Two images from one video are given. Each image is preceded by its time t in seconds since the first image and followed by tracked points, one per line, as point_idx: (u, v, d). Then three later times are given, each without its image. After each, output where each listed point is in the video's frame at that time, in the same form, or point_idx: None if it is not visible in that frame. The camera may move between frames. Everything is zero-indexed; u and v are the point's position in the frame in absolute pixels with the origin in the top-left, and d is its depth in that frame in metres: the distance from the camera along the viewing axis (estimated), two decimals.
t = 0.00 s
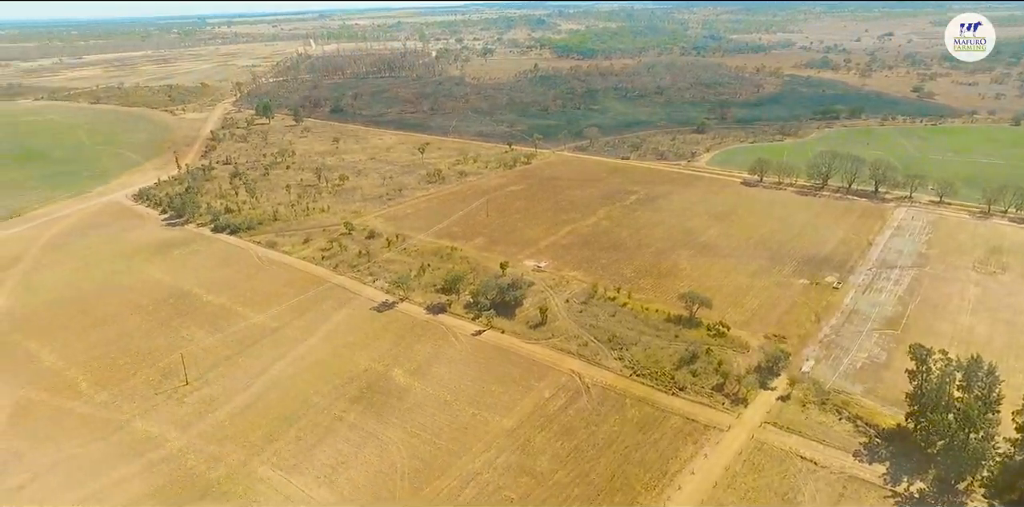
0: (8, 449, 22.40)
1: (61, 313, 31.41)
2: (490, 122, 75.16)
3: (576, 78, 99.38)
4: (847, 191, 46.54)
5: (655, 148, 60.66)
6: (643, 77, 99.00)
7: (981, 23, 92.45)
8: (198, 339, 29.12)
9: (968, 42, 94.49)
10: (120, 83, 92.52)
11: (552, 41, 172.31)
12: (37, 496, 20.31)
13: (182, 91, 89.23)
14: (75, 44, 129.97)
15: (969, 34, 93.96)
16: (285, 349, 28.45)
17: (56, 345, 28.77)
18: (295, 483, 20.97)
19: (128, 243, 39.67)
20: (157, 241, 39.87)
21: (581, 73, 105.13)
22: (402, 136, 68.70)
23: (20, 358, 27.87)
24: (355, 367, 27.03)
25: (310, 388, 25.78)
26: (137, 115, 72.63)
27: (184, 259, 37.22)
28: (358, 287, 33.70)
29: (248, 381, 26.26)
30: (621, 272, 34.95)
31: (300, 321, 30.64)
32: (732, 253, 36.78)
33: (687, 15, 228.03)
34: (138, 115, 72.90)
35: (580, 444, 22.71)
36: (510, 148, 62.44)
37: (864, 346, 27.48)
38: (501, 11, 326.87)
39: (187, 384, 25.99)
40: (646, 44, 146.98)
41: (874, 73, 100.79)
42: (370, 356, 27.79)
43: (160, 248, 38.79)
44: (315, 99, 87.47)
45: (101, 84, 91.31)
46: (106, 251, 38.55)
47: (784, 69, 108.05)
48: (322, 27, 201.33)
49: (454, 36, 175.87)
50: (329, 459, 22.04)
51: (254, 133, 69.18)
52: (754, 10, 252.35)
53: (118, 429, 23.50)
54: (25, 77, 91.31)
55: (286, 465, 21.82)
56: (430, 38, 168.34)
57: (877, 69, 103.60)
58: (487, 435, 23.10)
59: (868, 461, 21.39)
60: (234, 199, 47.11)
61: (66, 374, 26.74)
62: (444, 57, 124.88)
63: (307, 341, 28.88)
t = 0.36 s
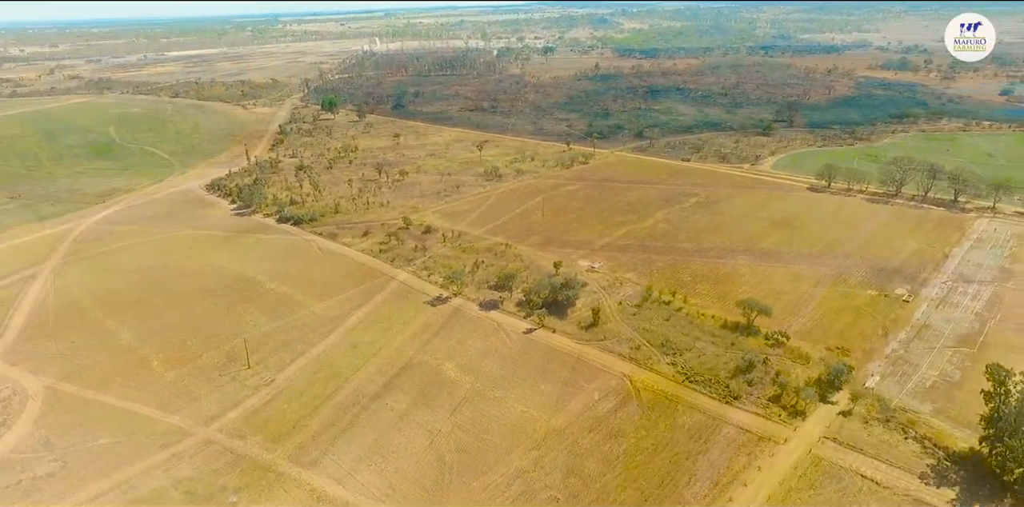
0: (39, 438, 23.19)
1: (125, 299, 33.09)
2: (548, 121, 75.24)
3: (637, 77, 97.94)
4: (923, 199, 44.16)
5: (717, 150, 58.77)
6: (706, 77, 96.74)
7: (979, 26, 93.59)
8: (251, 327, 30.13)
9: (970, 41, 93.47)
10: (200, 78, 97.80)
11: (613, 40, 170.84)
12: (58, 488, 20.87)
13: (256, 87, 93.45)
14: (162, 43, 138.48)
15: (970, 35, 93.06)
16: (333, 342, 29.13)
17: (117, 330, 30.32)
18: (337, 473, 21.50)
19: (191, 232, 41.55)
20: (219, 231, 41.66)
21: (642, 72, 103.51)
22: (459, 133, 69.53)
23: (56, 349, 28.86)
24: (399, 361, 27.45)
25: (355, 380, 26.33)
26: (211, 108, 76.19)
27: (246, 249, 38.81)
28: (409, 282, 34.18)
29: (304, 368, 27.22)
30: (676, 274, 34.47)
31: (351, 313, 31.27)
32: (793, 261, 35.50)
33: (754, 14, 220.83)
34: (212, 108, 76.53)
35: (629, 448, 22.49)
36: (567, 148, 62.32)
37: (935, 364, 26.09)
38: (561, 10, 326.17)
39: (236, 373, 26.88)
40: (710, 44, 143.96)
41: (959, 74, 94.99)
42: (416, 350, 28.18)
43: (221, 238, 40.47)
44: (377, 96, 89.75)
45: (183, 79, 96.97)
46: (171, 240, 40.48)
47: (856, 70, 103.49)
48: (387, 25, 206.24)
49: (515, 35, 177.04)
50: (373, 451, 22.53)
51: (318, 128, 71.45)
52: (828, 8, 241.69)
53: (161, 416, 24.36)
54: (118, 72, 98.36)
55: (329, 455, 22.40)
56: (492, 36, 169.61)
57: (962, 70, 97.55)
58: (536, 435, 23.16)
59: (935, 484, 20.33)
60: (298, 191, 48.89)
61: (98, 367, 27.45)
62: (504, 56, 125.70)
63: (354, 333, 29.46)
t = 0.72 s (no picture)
0: (63, 430, 26.95)
1: (161, 300, 37.20)
2: (591, 125, 76.58)
3: (680, 87, 99.61)
4: (991, 209, 42.89)
5: (768, 158, 58.67)
6: (753, 88, 96.77)
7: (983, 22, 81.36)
8: (276, 336, 34.36)
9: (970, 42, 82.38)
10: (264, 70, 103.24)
11: (665, 42, 170.51)
12: (79, 481, 24.19)
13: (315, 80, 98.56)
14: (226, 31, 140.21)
15: (968, 34, 81.88)
16: (354, 345, 33.50)
17: (154, 330, 34.50)
18: (349, 467, 24.26)
19: (234, 235, 45.50)
20: (258, 235, 45.67)
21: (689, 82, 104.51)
22: (504, 135, 71.50)
23: (83, 347, 32.70)
24: (409, 366, 30.73)
25: (370, 382, 29.88)
26: (270, 101, 81.10)
27: (291, 250, 43.30)
28: (422, 296, 37.89)
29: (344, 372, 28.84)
30: (726, 282, 34.69)
31: (365, 325, 35.20)
32: (825, 266, 35.75)
33: None
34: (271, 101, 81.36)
35: (652, 447, 22.88)
36: (609, 151, 63.50)
37: (1000, 381, 25.09)
38: None
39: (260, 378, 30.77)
40: (761, 50, 142.69)
41: None
42: (425, 356, 31.44)
43: (262, 244, 44.34)
44: (426, 99, 93.27)
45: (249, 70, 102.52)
46: (214, 242, 44.44)
47: (910, 76, 101.33)
48: None
49: (567, 35, 178.71)
50: (385, 446, 25.20)
51: (370, 125, 77.08)
52: None
53: (184, 410, 28.51)
54: (190, 62, 104.04)
55: (342, 451, 25.39)
56: (544, 36, 171.28)
57: None
58: (561, 434, 24.21)
59: None
60: (348, 186, 54.64)
61: (121, 364, 31.62)
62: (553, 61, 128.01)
63: (369, 339, 33.72)
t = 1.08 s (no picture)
0: (95, 420, 26.79)
1: (188, 293, 37.50)
2: (617, 134, 80.53)
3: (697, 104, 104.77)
4: None
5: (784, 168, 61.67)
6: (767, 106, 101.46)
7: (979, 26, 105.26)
8: (304, 327, 34.56)
9: (971, 42, 105.23)
10: (299, 82, 108.49)
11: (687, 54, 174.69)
12: (110, 471, 23.94)
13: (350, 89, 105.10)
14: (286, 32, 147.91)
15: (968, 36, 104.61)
16: (373, 341, 33.47)
17: (181, 322, 34.66)
18: (369, 467, 24.41)
19: (259, 232, 46.44)
20: (283, 232, 46.64)
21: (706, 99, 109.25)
22: (529, 143, 74.45)
23: (116, 339, 32.96)
24: (430, 365, 31.30)
25: (393, 378, 30.20)
26: (308, 116, 87.27)
27: (333, 245, 44.49)
28: (445, 294, 38.39)
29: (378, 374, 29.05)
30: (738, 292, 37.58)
31: (390, 321, 35.55)
32: (839, 268, 40.05)
33: None
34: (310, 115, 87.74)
35: (676, 452, 25.00)
36: (632, 158, 66.36)
37: None
38: None
39: (285, 370, 30.76)
40: (779, 61, 146.29)
41: None
42: (445, 356, 32.05)
43: (288, 240, 45.22)
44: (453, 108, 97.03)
45: (286, 83, 107.88)
46: (240, 238, 45.30)
47: (921, 90, 105.14)
48: None
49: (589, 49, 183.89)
50: (406, 444, 25.72)
51: (402, 132, 81.25)
52: None
53: (210, 404, 28.16)
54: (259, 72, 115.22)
55: (364, 446, 25.68)
56: (589, 32, 174.97)
57: None
58: (580, 438, 25.97)
59: None
60: (394, 183, 57.82)
61: (151, 356, 31.66)
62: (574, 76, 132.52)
63: (392, 334, 33.99)
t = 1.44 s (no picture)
0: (121, 413, 27.29)
1: (210, 290, 37.94)
2: (656, 132, 81.36)
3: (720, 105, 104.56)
4: None
5: (804, 172, 61.67)
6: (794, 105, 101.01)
7: (984, 22, 84.70)
8: (323, 326, 34.79)
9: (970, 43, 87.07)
10: (325, 95, 111.26)
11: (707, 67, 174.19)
12: (134, 463, 24.36)
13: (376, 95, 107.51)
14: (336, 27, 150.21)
15: (968, 34, 85.64)
16: (393, 339, 33.75)
17: (204, 319, 35.08)
18: (386, 464, 24.60)
19: (279, 230, 46.95)
20: (303, 230, 47.11)
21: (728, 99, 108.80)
22: (549, 144, 74.62)
23: (141, 333, 33.55)
24: (447, 364, 31.39)
25: (411, 377, 30.35)
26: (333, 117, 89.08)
27: (365, 243, 45.15)
28: (463, 293, 38.49)
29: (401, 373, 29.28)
30: (758, 297, 37.76)
31: (409, 319, 35.69)
32: (894, 276, 39.87)
33: None
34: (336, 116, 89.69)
35: (696, 454, 24.92)
36: (652, 161, 66.40)
37: None
38: None
39: (305, 368, 31.00)
40: (801, 71, 144.93)
41: None
42: (462, 356, 32.10)
43: (308, 238, 45.66)
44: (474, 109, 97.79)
45: (313, 95, 110.92)
46: (261, 236, 45.80)
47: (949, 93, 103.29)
48: None
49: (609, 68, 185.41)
50: (423, 442, 25.87)
51: (427, 130, 82.43)
52: None
53: (232, 399, 28.54)
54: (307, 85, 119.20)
55: (382, 444, 25.85)
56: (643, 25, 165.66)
57: None
58: (597, 438, 25.95)
59: None
60: (436, 180, 59.35)
61: (175, 352, 32.11)
62: (595, 86, 134.17)
63: (410, 333, 34.13)
